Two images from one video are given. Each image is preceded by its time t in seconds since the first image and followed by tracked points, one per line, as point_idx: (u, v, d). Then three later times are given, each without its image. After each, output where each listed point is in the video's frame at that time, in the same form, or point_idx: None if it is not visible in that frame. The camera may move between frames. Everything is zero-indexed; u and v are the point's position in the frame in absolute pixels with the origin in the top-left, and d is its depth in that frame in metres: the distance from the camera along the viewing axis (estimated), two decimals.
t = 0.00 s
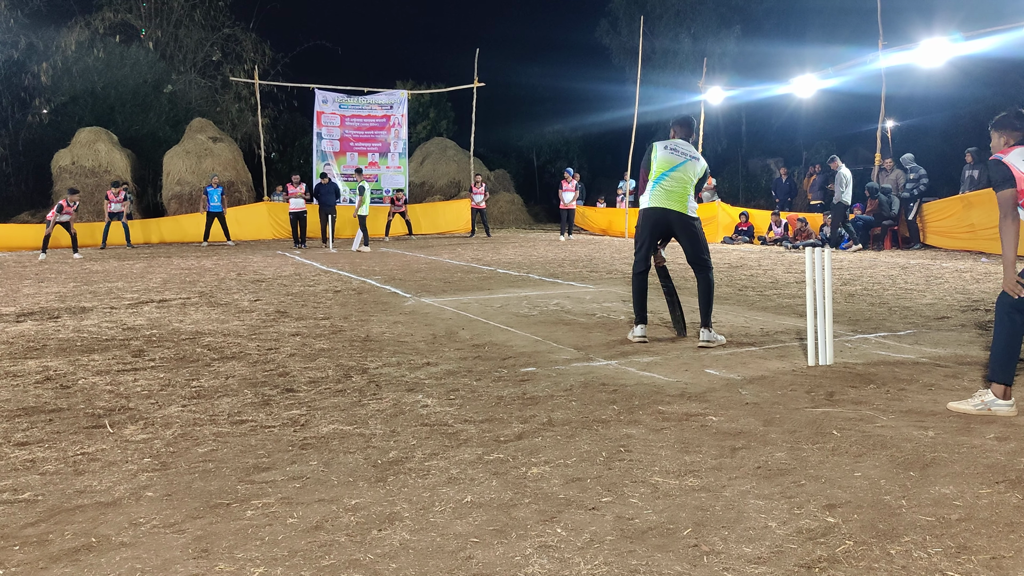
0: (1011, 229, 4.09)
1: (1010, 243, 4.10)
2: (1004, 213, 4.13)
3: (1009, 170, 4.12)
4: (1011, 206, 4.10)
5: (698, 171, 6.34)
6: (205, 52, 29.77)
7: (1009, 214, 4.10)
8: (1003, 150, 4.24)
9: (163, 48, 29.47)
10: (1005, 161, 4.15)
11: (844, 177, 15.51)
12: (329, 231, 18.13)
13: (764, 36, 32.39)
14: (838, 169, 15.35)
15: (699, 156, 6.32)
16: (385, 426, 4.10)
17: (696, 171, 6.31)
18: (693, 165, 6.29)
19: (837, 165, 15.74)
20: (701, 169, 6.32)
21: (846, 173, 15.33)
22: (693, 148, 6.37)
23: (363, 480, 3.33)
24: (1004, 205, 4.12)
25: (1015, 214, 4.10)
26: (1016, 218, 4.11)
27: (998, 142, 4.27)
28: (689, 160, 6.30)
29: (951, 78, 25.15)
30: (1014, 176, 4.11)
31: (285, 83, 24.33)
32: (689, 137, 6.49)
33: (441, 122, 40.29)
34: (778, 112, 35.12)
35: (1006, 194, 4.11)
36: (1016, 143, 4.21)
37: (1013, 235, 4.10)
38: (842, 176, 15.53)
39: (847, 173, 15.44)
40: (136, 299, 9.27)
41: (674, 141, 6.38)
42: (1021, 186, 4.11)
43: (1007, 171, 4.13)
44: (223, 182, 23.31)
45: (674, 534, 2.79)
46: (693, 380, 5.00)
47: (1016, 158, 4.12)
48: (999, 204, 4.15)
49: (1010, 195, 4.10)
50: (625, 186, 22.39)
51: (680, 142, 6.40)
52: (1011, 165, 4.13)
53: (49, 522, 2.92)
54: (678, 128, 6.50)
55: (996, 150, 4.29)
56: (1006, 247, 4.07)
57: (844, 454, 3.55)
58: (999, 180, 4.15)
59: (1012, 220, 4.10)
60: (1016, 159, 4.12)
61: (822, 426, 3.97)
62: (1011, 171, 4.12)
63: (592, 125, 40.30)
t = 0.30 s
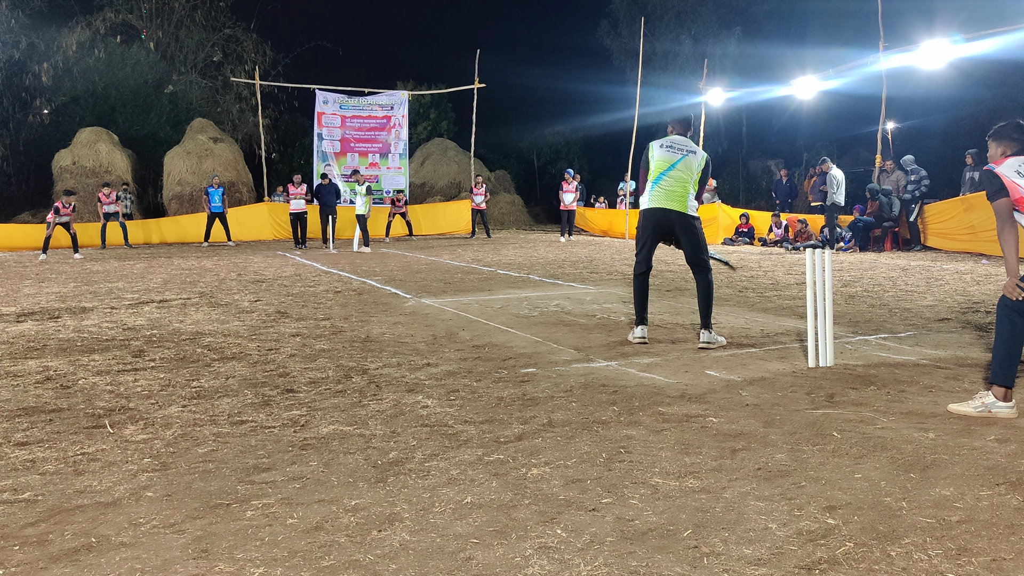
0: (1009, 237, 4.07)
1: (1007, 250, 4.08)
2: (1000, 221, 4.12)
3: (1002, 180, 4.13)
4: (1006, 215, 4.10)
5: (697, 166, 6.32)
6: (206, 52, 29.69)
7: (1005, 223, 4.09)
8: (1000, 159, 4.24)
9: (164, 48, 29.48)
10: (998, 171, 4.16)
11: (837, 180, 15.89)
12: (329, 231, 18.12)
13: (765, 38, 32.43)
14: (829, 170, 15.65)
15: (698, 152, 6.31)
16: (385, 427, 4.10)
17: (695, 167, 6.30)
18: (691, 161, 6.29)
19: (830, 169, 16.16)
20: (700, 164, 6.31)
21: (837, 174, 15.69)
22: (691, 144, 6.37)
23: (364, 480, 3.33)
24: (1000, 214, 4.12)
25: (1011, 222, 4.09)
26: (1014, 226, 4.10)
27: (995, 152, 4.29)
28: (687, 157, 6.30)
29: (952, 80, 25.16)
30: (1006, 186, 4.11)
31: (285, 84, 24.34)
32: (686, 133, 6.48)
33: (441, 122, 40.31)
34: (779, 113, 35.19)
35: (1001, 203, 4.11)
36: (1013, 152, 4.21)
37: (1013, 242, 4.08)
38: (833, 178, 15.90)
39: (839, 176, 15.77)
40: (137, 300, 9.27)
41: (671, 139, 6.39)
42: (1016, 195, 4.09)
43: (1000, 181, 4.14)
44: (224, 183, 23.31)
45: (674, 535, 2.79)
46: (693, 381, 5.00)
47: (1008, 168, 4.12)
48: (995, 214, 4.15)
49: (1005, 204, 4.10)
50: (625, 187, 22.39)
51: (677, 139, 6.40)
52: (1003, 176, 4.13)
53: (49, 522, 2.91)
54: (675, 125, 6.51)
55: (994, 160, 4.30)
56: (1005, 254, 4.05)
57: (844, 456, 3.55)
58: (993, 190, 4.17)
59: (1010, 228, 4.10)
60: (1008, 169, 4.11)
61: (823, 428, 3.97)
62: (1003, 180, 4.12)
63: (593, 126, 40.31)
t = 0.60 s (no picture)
0: (1010, 238, 4.07)
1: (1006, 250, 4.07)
2: (1001, 222, 4.12)
3: (1003, 181, 4.12)
4: (1006, 216, 4.10)
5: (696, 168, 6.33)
6: (208, 52, 29.90)
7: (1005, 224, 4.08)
8: (1000, 160, 4.24)
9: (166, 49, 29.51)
10: (998, 172, 4.15)
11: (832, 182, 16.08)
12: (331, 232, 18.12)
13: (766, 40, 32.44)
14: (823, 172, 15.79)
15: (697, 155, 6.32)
16: (386, 427, 4.11)
17: (694, 169, 6.33)
18: (690, 163, 6.31)
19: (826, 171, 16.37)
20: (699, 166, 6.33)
21: (831, 176, 15.87)
22: (690, 146, 6.39)
23: (364, 480, 3.34)
24: (1000, 215, 4.12)
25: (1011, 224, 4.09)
26: (1014, 226, 4.10)
27: (995, 153, 4.29)
28: (687, 159, 6.32)
29: (954, 81, 25.15)
30: (1008, 186, 4.09)
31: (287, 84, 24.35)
32: (685, 134, 6.51)
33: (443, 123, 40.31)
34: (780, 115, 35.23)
35: (1001, 204, 4.11)
36: (1014, 153, 4.21)
37: (1014, 243, 4.07)
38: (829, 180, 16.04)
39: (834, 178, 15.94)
40: (138, 300, 9.28)
41: (671, 139, 6.39)
42: (1017, 196, 4.08)
43: (1001, 182, 4.13)
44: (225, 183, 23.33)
45: (675, 536, 2.79)
46: (694, 382, 5.00)
47: (1009, 169, 4.12)
48: (996, 214, 4.15)
49: (1006, 205, 4.10)
50: (626, 188, 22.40)
51: (676, 140, 6.42)
52: (1005, 176, 4.12)
53: (50, 522, 2.92)
54: (674, 126, 6.52)
55: (994, 161, 4.30)
56: (1006, 256, 4.05)
57: (845, 457, 3.55)
58: (994, 191, 4.16)
59: (1012, 229, 4.09)
60: (1010, 169, 4.11)
61: (824, 429, 3.96)
62: (1004, 181, 4.11)
63: (594, 128, 40.33)
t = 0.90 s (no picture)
0: (1012, 242, 4.07)
1: (1009, 253, 4.08)
2: (1003, 226, 4.12)
3: (1006, 184, 4.12)
4: (1009, 219, 4.10)
5: (696, 174, 6.36)
6: (209, 55, 29.85)
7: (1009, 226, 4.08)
8: (1002, 165, 4.24)
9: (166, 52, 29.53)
10: (1002, 176, 4.15)
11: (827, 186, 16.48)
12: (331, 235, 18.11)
13: (767, 43, 32.49)
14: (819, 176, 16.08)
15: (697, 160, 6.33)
16: (387, 431, 4.10)
17: (694, 174, 6.34)
18: (690, 168, 6.32)
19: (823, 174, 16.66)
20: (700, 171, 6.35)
21: (827, 180, 16.15)
22: (691, 150, 6.40)
23: (365, 485, 3.33)
24: (1002, 219, 4.12)
25: (1014, 227, 4.09)
26: (1016, 230, 4.10)
27: (997, 156, 4.28)
28: (687, 164, 6.33)
29: (954, 85, 25.17)
30: (1011, 190, 4.11)
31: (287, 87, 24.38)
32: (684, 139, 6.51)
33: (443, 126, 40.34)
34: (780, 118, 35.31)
35: (1004, 207, 4.11)
36: (1016, 158, 4.21)
37: (1016, 248, 4.07)
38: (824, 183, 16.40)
39: (829, 182, 16.31)
40: (138, 303, 9.30)
41: (672, 143, 6.39)
42: (1018, 199, 4.10)
43: (1004, 185, 4.13)
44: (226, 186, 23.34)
45: (676, 541, 2.79)
46: (695, 387, 4.99)
47: (1013, 173, 4.11)
48: (999, 218, 4.14)
49: (1008, 209, 4.10)
50: (627, 192, 22.41)
51: (677, 145, 6.42)
52: (1008, 180, 4.12)
53: (50, 526, 2.91)
54: (673, 131, 6.52)
55: (996, 165, 4.30)
56: (1007, 260, 4.05)
57: (846, 462, 3.54)
58: (997, 195, 4.16)
59: (1014, 233, 4.09)
60: (1013, 173, 4.11)
61: (825, 434, 3.96)
62: (1008, 184, 4.11)
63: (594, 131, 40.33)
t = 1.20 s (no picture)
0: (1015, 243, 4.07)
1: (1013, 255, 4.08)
2: (1007, 228, 4.12)
3: (1009, 186, 4.13)
4: (1014, 222, 4.10)
5: (695, 172, 6.38)
6: (211, 57, 29.88)
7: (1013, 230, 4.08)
8: (1004, 167, 4.26)
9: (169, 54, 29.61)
10: (1005, 177, 4.16)
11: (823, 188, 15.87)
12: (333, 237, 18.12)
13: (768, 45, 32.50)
14: (814, 177, 15.59)
15: (696, 157, 6.35)
16: (388, 433, 4.11)
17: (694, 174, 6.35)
18: (689, 167, 6.33)
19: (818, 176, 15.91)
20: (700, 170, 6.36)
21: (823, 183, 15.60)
22: (689, 150, 6.41)
23: (367, 486, 3.34)
24: (1006, 221, 4.12)
25: (1018, 230, 4.09)
26: (1020, 233, 4.10)
27: (999, 159, 4.29)
28: (685, 164, 6.34)
29: (956, 87, 25.17)
30: (1015, 193, 4.11)
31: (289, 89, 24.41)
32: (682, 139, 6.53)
33: (445, 128, 40.37)
34: (782, 120, 35.37)
35: (1007, 209, 4.11)
36: (1017, 160, 4.21)
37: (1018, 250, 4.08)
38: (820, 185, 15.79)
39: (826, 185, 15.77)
40: (140, 304, 9.32)
41: (669, 145, 6.41)
42: (1021, 202, 4.11)
43: (1007, 187, 4.13)
44: (228, 188, 23.37)
45: (677, 543, 2.79)
46: (696, 389, 4.98)
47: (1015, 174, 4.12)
48: (1002, 221, 4.15)
49: (1011, 211, 4.10)
50: (628, 194, 22.40)
51: (674, 145, 6.44)
52: (1011, 182, 4.13)
53: (53, 527, 2.92)
54: (670, 132, 6.54)
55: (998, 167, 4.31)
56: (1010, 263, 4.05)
57: (848, 464, 3.54)
58: (1000, 197, 4.15)
59: (1017, 236, 4.10)
60: (1015, 175, 4.12)
61: (826, 435, 3.96)
62: (1012, 187, 4.12)
63: (596, 133, 40.35)
